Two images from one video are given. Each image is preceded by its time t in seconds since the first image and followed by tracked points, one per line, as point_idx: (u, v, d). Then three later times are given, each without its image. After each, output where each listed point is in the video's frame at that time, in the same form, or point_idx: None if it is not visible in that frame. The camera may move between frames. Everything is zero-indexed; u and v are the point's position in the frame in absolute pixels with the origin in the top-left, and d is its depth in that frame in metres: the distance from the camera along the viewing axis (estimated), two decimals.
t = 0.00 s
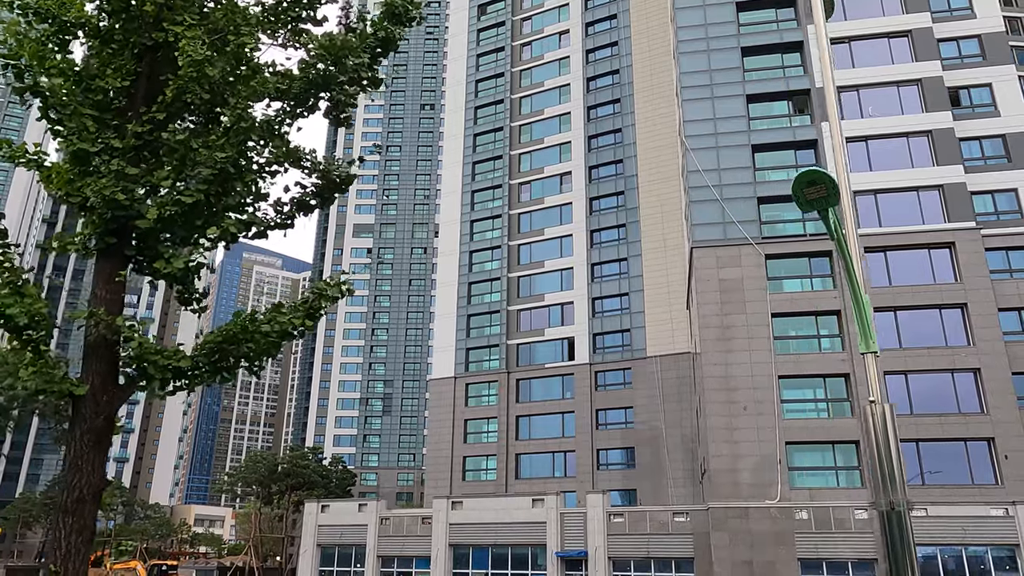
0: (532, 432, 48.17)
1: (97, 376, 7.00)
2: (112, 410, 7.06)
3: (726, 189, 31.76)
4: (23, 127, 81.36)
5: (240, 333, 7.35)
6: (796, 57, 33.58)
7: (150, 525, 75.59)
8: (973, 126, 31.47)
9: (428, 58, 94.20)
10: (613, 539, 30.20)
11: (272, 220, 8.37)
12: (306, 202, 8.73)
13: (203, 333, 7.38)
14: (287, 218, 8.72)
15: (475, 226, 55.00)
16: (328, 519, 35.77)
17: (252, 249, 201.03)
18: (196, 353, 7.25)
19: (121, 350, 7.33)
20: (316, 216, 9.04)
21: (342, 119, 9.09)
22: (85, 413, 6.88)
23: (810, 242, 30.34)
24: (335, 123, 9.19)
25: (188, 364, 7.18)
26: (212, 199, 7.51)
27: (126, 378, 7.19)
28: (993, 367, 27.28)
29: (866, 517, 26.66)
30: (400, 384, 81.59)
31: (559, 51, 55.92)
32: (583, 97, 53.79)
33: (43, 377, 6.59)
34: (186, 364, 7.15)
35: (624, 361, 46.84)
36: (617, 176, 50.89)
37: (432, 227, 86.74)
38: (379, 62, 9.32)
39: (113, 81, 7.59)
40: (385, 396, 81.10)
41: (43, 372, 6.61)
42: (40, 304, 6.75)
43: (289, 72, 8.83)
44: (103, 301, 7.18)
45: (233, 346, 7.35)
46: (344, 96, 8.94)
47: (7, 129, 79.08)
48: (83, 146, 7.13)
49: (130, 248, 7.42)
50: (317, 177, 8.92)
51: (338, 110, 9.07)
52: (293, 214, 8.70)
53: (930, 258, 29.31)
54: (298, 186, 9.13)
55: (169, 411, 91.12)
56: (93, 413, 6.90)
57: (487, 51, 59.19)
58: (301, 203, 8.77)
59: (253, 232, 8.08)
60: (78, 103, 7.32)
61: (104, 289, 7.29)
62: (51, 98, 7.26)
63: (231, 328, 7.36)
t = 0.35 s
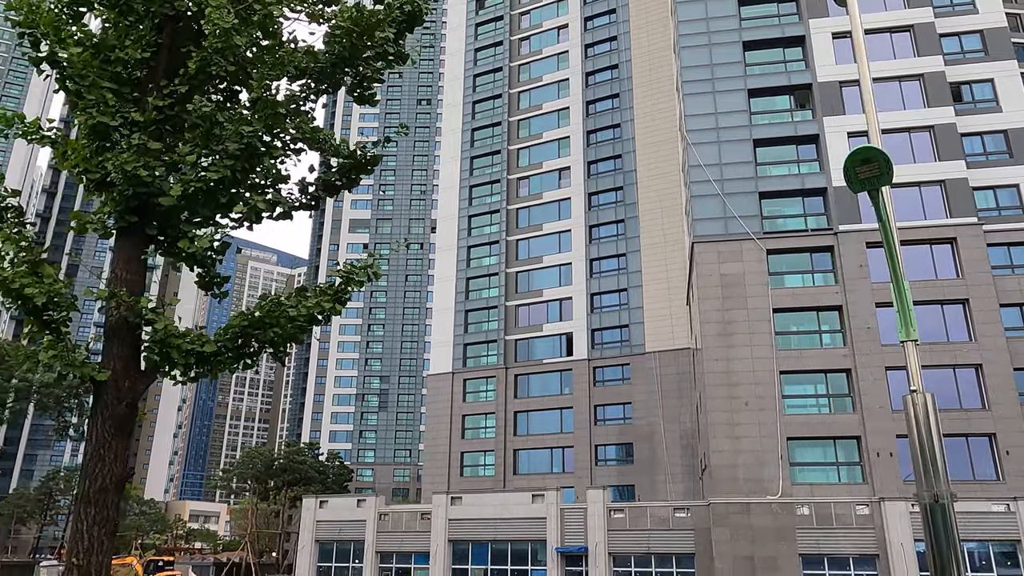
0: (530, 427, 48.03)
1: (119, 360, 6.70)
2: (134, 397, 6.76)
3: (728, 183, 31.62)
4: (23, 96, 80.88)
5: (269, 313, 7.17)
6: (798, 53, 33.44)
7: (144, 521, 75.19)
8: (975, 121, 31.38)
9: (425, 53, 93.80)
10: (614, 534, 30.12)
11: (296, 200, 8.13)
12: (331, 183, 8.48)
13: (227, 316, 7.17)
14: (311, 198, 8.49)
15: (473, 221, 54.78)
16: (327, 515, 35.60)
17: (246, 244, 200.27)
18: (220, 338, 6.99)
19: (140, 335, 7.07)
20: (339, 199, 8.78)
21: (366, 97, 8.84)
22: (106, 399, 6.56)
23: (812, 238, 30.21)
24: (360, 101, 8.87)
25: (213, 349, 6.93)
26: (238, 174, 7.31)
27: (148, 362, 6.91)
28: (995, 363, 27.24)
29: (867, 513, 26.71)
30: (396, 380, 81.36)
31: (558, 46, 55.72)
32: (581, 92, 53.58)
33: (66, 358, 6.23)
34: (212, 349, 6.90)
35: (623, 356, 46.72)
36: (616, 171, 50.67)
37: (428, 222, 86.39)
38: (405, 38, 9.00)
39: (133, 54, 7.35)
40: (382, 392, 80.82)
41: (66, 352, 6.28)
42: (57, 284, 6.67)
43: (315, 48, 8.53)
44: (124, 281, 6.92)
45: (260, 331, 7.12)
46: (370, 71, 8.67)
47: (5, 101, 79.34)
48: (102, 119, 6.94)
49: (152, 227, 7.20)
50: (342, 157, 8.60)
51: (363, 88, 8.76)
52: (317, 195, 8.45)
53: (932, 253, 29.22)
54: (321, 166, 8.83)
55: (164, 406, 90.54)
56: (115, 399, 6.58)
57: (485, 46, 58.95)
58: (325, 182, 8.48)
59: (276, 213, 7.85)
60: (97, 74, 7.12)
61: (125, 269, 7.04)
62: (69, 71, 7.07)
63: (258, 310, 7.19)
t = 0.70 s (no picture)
0: (535, 419, 47.96)
1: (161, 343, 6.49)
2: (177, 382, 6.55)
3: (736, 174, 31.40)
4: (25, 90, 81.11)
5: (315, 295, 6.97)
6: (806, 43, 33.13)
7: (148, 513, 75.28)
8: (985, 111, 31.16)
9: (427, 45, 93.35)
10: (621, 526, 30.11)
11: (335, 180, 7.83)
12: (372, 164, 8.18)
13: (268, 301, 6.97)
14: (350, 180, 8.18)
15: (477, 214, 54.57)
16: (333, 507, 35.71)
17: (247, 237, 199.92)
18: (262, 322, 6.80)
19: (181, 318, 6.86)
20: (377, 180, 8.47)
21: (403, 75, 8.50)
22: (149, 383, 6.36)
23: (820, 229, 30.04)
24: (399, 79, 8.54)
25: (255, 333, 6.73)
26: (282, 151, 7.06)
27: (190, 346, 6.71)
28: (1005, 355, 27.14)
29: (876, 505, 26.64)
30: (399, 373, 81.33)
31: (562, 37, 55.38)
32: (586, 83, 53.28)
33: (106, 343, 6.14)
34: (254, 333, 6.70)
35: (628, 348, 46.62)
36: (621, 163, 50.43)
37: (431, 214, 86.11)
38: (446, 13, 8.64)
39: (168, 28, 7.11)
40: (384, 384, 80.78)
41: (107, 337, 6.16)
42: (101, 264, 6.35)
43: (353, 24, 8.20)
44: (163, 261, 6.70)
45: (304, 315, 6.92)
46: (411, 50, 8.17)
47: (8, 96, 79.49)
48: (138, 95, 6.72)
49: (191, 207, 7.02)
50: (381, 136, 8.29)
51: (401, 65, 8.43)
52: (357, 176, 8.08)
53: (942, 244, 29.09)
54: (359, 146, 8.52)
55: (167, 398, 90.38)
56: (158, 384, 6.37)
57: (489, 38, 58.60)
58: (364, 164, 8.17)
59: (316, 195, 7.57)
60: (133, 50, 6.91)
61: (165, 248, 6.86)
62: (105, 46, 6.88)
63: (303, 292, 6.97)
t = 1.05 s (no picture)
0: (549, 413, 47.87)
1: (226, 333, 6.36)
2: (243, 372, 6.42)
3: (754, 166, 31.15)
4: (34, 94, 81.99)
5: (379, 285, 6.80)
6: (823, 33, 32.77)
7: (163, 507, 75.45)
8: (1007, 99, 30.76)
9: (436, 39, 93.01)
10: (638, 520, 30.06)
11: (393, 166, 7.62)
12: (430, 148, 7.95)
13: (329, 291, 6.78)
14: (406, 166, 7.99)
15: (490, 207, 54.43)
16: (348, 501, 35.77)
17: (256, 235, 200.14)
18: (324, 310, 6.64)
19: (244, 309, 6.76)
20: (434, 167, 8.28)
21: (457, 60, 8.30)
22: (216, 374, 6.23)
23: (839, 221, 29.76)
24: (452, 63, 8.32)
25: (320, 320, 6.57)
26: (348, 136, 7.04)
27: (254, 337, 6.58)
28: None
29: (898, 499, 26.41)
30: (410, 367, 81.36)
31: (574, 30, 55.14)
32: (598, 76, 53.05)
33: (175, 333, 5.99)
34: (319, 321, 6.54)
35: (642, 342, 46.45)
36: (634, 156, 50.20)
37: (442, 209, 86.00)
38: None
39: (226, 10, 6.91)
40: (396, 379, 80.82)
41: (174, 325, 6.00)
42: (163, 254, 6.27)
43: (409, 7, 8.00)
44: (225, 250, 6.57)
45: (365, 304, 6.74)
46: (468, 32, 8.12)
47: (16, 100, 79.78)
48: (200, 79, 6.63)
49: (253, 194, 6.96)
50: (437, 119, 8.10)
51: (456, 50, 8.21)
52: (414, 162, 7.91)
53: (963, 235, 28.82)
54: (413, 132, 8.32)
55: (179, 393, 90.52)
56: (225, 375, 6.26)
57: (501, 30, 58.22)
58: (422, 150, 7.96)
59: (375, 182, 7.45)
60: (192, 33, 6.79)
61: (228, 235, 6.75)
62: (165, 29, 6.76)
63: (366, 281, 6.82)
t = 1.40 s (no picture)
0: (572, 408, 47.66)
1: (294, 316, 5.97)
2: (311, 356, 6.03)
3: (780, 157, 30.74)
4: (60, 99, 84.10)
5: (445, 265, 6.28)
6: (850, 20, 32.22)
7: (188, 502, 76.16)
8: None
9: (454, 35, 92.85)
10: (666, 515, 29.84)
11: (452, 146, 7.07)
12: (493, 127, 7.33)
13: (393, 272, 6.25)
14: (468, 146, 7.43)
15: (510, 202, 54.24)
16: (374, 496, 35.90)
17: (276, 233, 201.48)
18: (389, 294, 6.17)
19: (311, 292, 6.34)
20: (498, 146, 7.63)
21: (515, 37, 7.71)
22: (284, 359, 5.85)
23: (868, 211, 29.31)
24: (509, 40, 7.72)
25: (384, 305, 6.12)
26: (415, 114, 6.65)
27: (321, 321, 6.17)
28: None
29: (931, 493, 25.97)
30: (431, 363, 81.53)
31: (594, 22, 54.68)
32: (620, 68, 52.57)
33: (242, 316, 5.60)
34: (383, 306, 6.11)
35: (666, 336, 46.11)
36: (656, 149, 49.83)
37: (461, 205, 86.02)
38: None
39: None
40: (417, 375, 81.08)
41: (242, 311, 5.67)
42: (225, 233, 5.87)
43: None
44: (291, 230, 6.25)
45: (431, 287, 6.25)
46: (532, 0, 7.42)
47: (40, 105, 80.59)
48: (261, 55, 6.21)
49: (317, 174, 6.56)
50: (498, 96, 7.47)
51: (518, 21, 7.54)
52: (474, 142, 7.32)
53: (996, 224, 28.30)
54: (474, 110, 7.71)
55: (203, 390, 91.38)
56: (294, 359, 5.86)
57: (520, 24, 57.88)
58: (483, 130, 7.34)
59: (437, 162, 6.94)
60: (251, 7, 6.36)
61: (290, 217, 6.39)
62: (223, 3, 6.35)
63: (432, 263, 6.29)
